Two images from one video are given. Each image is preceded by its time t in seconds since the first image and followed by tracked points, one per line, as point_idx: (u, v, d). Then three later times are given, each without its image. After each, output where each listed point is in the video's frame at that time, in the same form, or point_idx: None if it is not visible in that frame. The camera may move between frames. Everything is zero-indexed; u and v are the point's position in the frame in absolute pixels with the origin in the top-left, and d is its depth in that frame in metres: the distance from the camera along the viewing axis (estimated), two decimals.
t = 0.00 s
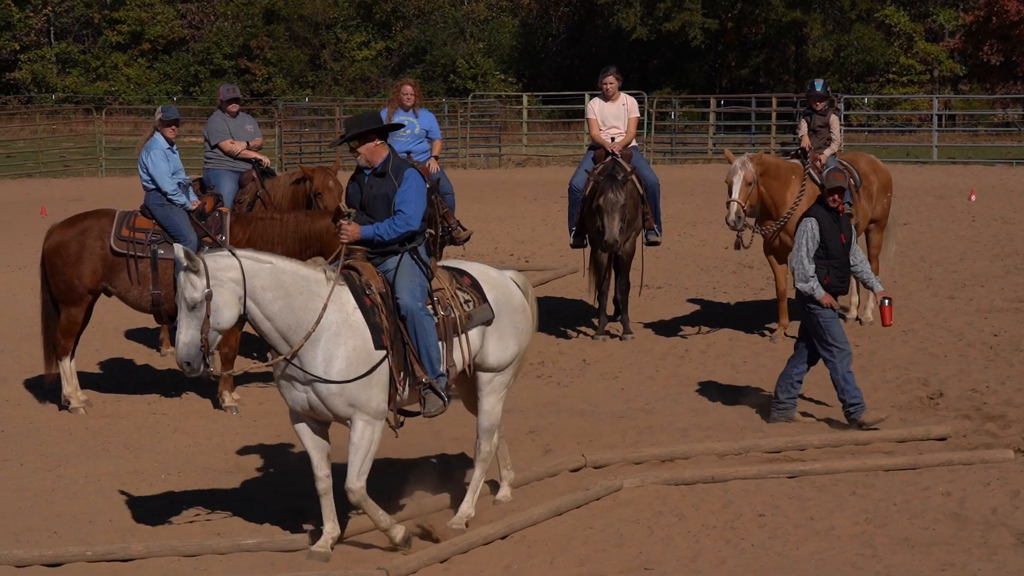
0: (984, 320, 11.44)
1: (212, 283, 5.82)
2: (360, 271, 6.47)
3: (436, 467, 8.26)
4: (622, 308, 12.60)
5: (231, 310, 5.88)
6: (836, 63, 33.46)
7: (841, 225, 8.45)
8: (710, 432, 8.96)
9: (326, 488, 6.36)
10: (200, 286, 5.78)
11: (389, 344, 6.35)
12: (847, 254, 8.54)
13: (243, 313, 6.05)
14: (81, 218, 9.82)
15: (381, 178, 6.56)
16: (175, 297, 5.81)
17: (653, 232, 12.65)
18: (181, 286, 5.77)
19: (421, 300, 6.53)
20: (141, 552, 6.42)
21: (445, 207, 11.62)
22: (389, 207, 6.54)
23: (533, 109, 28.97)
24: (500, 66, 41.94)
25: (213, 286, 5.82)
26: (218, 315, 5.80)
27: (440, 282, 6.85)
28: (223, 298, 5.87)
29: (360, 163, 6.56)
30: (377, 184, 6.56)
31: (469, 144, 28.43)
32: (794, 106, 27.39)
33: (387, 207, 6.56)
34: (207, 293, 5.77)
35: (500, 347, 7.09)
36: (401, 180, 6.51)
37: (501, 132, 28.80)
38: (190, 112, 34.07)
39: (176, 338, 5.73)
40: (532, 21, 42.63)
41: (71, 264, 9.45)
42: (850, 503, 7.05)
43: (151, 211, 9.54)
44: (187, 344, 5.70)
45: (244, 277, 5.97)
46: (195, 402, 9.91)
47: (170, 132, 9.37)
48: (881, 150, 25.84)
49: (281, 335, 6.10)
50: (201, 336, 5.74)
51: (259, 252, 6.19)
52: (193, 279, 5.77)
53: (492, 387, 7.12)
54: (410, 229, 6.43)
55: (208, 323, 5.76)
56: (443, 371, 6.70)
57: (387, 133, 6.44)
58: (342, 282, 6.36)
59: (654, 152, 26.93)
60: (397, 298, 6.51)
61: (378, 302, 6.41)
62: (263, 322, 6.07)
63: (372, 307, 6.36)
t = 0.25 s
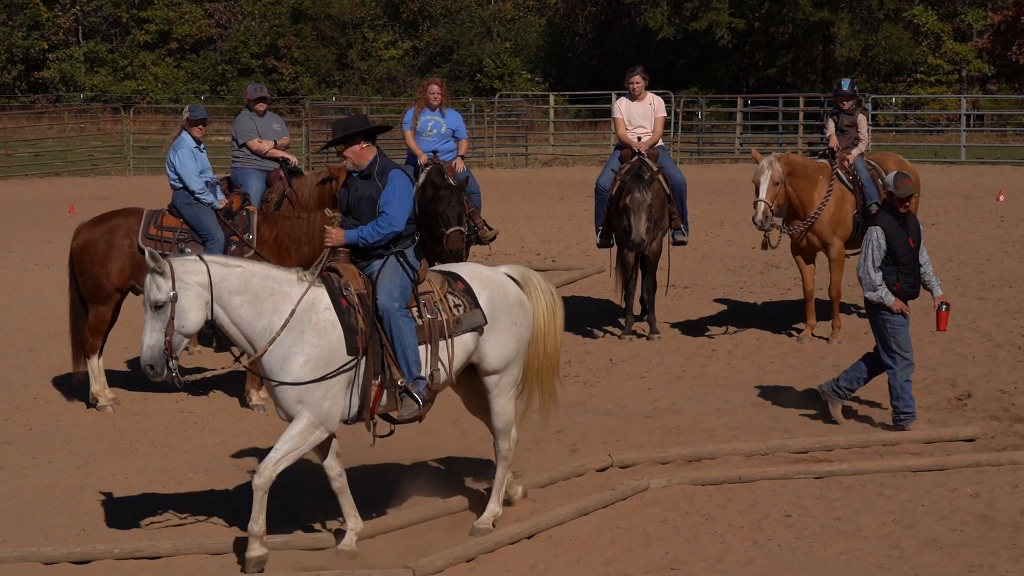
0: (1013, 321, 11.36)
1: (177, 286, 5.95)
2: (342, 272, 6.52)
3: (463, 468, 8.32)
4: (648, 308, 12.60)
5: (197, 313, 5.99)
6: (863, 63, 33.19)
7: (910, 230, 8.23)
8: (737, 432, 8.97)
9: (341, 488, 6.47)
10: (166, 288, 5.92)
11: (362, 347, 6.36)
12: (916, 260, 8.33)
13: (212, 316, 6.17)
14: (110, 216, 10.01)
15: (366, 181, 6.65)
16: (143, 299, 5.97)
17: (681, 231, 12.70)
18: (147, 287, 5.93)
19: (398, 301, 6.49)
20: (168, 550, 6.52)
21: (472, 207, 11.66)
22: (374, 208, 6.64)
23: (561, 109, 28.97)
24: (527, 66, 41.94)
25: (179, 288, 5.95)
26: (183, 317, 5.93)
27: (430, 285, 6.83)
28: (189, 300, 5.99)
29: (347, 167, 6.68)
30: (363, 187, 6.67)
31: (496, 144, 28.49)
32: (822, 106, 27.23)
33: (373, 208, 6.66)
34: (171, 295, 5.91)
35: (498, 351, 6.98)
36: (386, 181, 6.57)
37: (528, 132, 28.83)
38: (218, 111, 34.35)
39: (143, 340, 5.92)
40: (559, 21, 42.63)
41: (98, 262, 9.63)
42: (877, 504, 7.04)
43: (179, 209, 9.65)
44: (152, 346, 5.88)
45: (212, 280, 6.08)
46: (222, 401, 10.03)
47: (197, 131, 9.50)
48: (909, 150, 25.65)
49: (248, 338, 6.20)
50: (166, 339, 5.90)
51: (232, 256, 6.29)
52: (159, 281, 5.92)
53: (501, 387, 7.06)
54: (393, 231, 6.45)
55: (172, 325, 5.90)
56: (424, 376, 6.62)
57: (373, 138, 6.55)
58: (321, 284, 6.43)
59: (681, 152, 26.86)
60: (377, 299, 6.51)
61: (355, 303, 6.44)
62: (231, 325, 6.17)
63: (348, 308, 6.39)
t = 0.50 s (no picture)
0: None
1: (176, 279, 6.14)
2: (345, 273, 6.65)
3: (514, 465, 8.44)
4: (700, 306, 12.60)
5: (193, 309, 6.18)
6: (919, 60, 32.66)
7: (1004, 231, 8.12)
8: (789, 431, 8.98)
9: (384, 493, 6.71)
10: (164, 283, 6.12)
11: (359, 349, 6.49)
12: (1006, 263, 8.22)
13: (211, 313, 6.34)
14: (162, 213, 10.23)
15: (374, 180, 6.68)
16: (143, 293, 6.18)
17: (733, 229, 12.68)
18: (146, 282, 6.14)
19: (397, 304, 6.56)
20: (222, 545, 6.72)
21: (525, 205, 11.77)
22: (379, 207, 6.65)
23: (614, 106, 28.94)
24: (580, 63, 41.91)
25: (177, 284, 6.14)
26: (181, 311, 6.13)
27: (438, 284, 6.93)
28: (187, 296, 6.18)
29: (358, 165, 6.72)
30: (370, 186, 6.70)
31: (548, 141, 28.56)
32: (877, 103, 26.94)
33: (378, 207, 6.67)
34: (168, 290, 6.10)
35: (511, 352, 7.07)
36: (392, 182, 6.59)
37: (581, 129, 28.86)
38: (272, 107, 34.87)
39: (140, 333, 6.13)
40: (612, 18, 42.58)
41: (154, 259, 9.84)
42: (931, 503, 7.03)
43: (233, 206, 9.88)
44: (147, 339, 6.08)
45: (211, 277, 6.25)
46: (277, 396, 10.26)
47: (250, 127, 9.65)
48: (966, 147, 25.28)
49: (246, 335, 6.36)
50: (161, 333, 6.09)
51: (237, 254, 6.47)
52: (158, 276, 6.12)
53: (526, 386, 7.13)
54: (397, 234, 6.51)
55: (168, 319, 6.09)
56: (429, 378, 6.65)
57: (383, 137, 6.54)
58: (322, 284, 6.58)
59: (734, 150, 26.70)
60: (378, 300, 6.59)
61: (354, 305, 6.55)
62: (228, 322, 6.33)
63: (346, 310, 6.51)
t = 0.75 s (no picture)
0: None
1: (173, 293, 6.34)
2: (362, 269, 6.62)
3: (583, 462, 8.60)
4: (769, 304, 12.59)
5: (196, 318, 6.36)
6: (993, 56, 31.98)
7: None
8: (858, 429, 8.99)
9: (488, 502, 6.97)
10: (162, 297, 6.33)
11: (368, 344, 6.43)
12: None
13: (217, 318, 6.51)
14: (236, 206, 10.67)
15: (394, 181, 6.59)
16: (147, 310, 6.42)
17: (803, 226, 12.65)
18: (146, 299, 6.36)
19: (407, 303, 6.48)
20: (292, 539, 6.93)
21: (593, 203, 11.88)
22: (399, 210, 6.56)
23: (683, 102, 28.87)
24: (649, 59, 41.75)
25: (174, 296, 6.33)
26: (183, 322, 6.32)
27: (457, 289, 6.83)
28: (189, 306, 6.37)
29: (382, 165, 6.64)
30: (390, 187, 6.60)
31: (616, 137, 28.59)
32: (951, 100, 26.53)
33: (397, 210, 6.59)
34: (166, 304, 6.31)
35: (538, 364, 6.83)
36: (411, 184, 6.50)
37: (650, 126, 28.84)
38: (341, 104, 35.44)
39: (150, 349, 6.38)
40: (681, 14, 42.38)
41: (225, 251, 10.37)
42: (1004, 503, 7.02)
43: (303, 202, 9.97)
44: (155, 355, 6.32)
45: (208, 285, 6.41)
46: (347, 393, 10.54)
47: (320, 125, 9.57)
48: None
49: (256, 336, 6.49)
50: (166, 346, 6.31)
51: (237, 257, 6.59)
52: (156, 291, 6.34)
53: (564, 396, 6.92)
54: (415, 238, 6.45)
55: (171, 332, 6.30)
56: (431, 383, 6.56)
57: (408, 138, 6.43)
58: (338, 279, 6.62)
59: (804, 147, 26.46)
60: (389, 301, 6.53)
61: (365, 302, 6.51)
62: (235, 326, 6.50)
63: (356, 306, 6.50)
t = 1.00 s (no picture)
0: None
1: (183, 286, 6.52)
2: (369, 267, 6.69)
3: (648, 460, 8.76)
4: (835, 302, 12.58)
5: (205, 312, 6.54)
6: None
7: None
8: (924, 429, 9.02)
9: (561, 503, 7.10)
10: (173, 290, 6.52)
11: (372, 344, 6.52)
12: None
13: (226, 313, 6.68)
14: (301, 204, 10.85)
15: (407, 177, 6.63)
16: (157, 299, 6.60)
17: (870, 224, 12.64)
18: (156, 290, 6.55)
19: (408, 306, 6.53)
20: (353, 535, 7.08)
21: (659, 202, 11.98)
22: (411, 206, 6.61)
23: (749, 100, 28.74)
24: (715, 56, 41.54)
25: (183, 289, 6.51)
26: (191, 316, 6.51)
27: (468, 287, 6.86)
28: (198, 301, 6.55)
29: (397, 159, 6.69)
30: (403, 182, 6.64)
31: (682, 135, 28.56)
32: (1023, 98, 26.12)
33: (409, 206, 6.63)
34: (176, 296, 6.50)
35: (546, 365, 6.81)
36: (422, 182, 6.53)
37: (715, 123, 28.75)
38: (406, 100, 35.88)
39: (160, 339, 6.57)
40: (747, 11, 42.10)
41: (291, 249, 10.51)
42: None
43: (369, 198, 10.18)
44: (166, 345, 6.52)
45: (218, 279, 6.58)
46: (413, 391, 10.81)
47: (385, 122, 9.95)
48: None
49: (265, 332, 6.66)
50: (176, 337, 6.51)
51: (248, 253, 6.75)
52: (167, 284, 6.52)
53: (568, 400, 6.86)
54: (425, 237, 6.49)
55: (180, 324, 6.49)
56: (431, 385, 6.59)
57: (421, 132, 6.47)
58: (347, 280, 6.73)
59: (871, 144, 26.21)
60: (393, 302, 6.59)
61: (368, 302, 6.58)
62: (242, 321, 6.67)
63: (359, 306, 6.58)
